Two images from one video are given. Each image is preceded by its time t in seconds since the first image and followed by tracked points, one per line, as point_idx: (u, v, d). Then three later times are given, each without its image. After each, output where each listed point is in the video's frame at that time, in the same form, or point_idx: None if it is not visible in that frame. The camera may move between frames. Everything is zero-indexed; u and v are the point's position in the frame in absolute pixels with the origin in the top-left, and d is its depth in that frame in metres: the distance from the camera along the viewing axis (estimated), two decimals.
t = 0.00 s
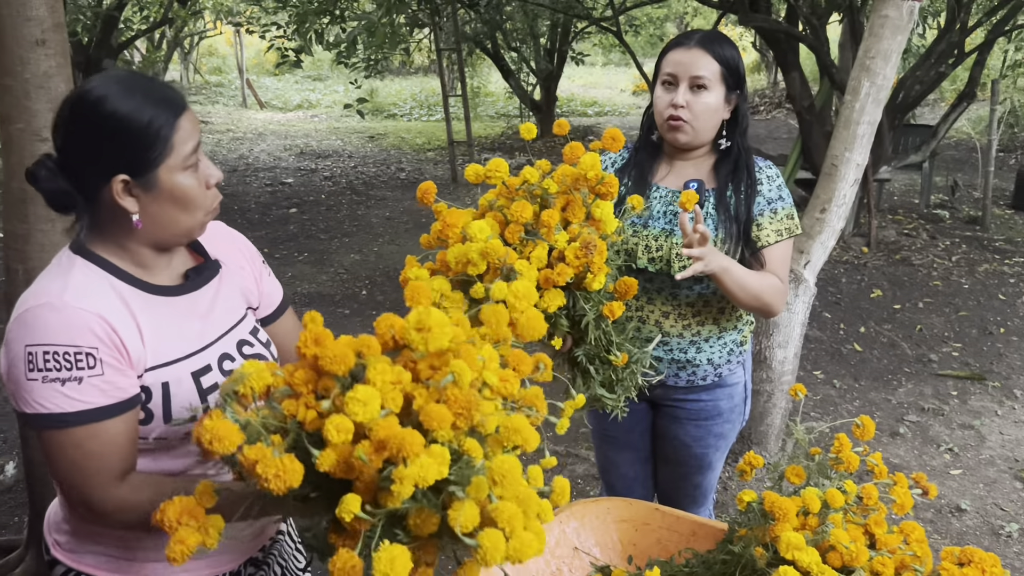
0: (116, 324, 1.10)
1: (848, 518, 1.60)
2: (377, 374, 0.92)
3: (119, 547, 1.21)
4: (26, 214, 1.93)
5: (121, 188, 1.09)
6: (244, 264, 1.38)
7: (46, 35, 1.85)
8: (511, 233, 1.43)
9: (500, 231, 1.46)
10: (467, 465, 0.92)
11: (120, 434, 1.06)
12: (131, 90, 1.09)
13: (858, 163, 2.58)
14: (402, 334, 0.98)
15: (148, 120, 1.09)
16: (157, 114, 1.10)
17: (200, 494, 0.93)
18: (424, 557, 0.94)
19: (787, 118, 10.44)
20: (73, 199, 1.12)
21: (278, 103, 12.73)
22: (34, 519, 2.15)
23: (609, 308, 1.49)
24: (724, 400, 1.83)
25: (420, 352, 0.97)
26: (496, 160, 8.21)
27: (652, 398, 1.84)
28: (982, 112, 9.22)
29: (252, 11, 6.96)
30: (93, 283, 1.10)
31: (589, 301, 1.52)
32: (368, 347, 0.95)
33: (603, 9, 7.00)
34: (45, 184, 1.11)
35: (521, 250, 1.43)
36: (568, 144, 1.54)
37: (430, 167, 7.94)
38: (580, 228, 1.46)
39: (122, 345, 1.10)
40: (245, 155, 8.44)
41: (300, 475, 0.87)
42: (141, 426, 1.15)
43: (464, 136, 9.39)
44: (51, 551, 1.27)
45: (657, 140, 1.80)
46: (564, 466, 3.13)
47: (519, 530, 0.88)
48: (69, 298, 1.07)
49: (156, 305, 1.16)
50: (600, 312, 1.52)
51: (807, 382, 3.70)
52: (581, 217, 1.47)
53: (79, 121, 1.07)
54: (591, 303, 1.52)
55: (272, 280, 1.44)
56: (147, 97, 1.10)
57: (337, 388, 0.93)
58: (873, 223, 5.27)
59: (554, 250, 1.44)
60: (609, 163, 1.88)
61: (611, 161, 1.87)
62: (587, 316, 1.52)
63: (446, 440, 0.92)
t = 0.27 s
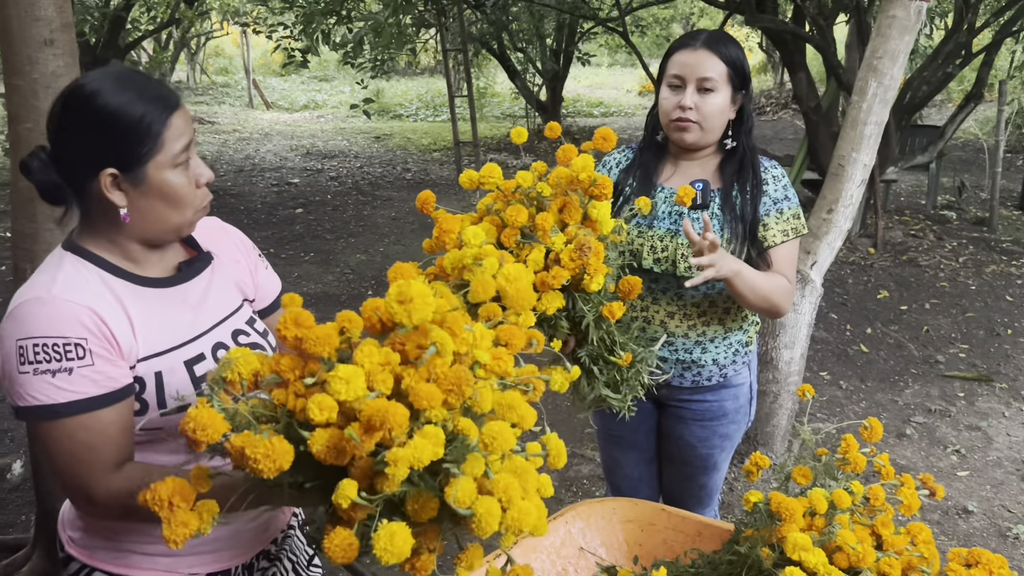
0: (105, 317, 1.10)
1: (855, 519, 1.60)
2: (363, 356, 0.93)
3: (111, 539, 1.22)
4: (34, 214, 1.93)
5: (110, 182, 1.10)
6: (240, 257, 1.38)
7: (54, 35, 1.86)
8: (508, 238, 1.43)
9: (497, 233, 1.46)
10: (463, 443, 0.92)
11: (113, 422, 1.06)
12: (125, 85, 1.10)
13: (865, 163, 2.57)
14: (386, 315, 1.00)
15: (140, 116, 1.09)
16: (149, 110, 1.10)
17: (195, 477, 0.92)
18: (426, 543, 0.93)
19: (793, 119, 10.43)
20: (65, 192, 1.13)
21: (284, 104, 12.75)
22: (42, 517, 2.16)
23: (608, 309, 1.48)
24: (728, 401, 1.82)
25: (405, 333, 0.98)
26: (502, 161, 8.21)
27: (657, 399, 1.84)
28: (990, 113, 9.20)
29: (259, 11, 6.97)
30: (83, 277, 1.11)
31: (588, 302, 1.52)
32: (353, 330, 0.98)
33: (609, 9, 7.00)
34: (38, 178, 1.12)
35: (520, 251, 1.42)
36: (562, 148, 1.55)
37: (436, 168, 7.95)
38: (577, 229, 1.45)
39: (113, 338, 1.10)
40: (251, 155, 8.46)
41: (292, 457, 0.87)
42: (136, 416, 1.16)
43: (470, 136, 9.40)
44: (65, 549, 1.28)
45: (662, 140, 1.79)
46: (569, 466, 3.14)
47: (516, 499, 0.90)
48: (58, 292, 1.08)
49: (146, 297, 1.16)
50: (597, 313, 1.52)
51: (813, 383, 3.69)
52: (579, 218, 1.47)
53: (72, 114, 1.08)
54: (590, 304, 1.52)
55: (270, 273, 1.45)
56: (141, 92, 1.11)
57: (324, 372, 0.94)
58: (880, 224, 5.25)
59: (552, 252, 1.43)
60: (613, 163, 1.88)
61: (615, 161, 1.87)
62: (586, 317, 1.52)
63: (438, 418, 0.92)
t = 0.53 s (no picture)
0: (106, 314, 1.10)
1: (862, 520, 1.60)
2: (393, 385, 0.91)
3: (125, 535, 1.23)
4: (43, 213, 1.94)
5: (109, 179, 1.10)
6: (241, 252, 1.39)
7: (62, 35, 1.86)
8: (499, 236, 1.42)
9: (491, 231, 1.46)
10: (484, 475, 0.94)
11: (121, 417, 1.07)
12: (126, 83, 1.11)
13: (872, 163, 2.57)
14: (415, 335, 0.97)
15: (140, 114, 1.10)
16: (149, 108, 1.11)
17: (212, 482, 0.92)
18: (439, 559, 0.97)
19: (799, 119, 10.41)
20: (65, 188, 1.13)
21: (291, 104, 12.79)
22: (50, 516, 2.17)
23: (604, 306, 1.47)
24: (734, 401, 1.82)
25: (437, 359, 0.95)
26: (508, 161, 8.22)
27: (662, 399, 1.84)
28: (997, 113, 9.17)
29: (266, 11, 6.99)
30: (84, 275, 1.11)
31: (581, 300, 1.50)
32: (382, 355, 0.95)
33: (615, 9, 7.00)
34: (40, 174, 1.13)
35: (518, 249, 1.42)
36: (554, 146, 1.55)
37: (442, 168, 7.96)
38: (568, 225, 1.45)
39: (115, 334, 1.10)
40: (258, 155, 8.48)
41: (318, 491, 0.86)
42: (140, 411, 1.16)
43: (476, 136, 9.41)
44: (82, 546, 1.29)
45: (668, 141, 1.79)
46: (575, 466, 3.14)
47: (536, 548, 0.87)
48: (57, 290, 1.08)
49: (146, 293, 1.17)
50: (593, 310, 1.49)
51: (819, 383, 3.69)
52: (572, 216, 1.47)
53: (73, 112, 1.09)
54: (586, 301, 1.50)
55: (272, 268, 1.45)
56: (141, 90, 1.11)
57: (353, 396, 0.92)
58: (886, 225, 5.24)
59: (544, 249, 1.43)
60: (618, 163, 1.88)
61: (620, 161, 1.88)
62: (579, 315, 1.50)
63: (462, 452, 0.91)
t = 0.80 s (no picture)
0: (115, 311, 1.10)
1: (867, 520, 1.60)
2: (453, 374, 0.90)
3: (132, 528, 1.23)
4: (49, 212, 1.95)
5: (122, 176, 1.11)
6: (253, 253, 1.39)
7: (69, 34, 1.87)
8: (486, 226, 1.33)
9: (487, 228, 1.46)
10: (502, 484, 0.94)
11: (128, 413, 1.06)
12: (142, 81, 1.11)
13: (878, 163, 2.56)
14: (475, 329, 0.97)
15: (153, 112, 1.10)
16: (164, 107, 1.11)
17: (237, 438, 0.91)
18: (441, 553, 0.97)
19: (805, 119, 10.39)
20: (78, 183, 1.14)
21: (296, 103, 12.81)
22: (56, 514, 2.18)
23: (587, 300, 1.34)
24: (738, 400, 1.82)
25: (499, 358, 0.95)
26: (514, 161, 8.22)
27: (666, 398, 1.84)
28: (1004, 113, 9.14)
29: (271, 11, 7.00)
30: (94, 271, 1.12)
31: (564, 291, 1.37)
32: (448, 343, 0.93)
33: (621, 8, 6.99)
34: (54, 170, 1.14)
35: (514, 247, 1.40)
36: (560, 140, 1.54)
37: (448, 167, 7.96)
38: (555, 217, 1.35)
39: (122, 331, 1.10)
40: (263, 155, 8.50)
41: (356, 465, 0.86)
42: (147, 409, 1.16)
43: (481, 136, 9.41)
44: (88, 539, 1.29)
45: (671, 141, 1.80)
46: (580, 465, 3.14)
47: (545, 563, 0.89)
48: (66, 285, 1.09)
49: (157, 292, 1.17)
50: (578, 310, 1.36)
51: (825, 384, 3.68)
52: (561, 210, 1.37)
53: (89, 108, 1.10)
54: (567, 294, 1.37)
55: (284, 270, 1.45)
56: (156, 88, 1.12)
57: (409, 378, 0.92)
58: (893, 225, 5.23)
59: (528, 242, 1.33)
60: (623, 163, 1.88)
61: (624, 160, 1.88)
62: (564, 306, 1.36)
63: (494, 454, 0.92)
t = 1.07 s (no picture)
0: (125, 305, 1.10)
1: (872, 520, 1.60)
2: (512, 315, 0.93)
3: (131, 524, 1.23)
4: (55, 210, 1.95)
5: (146, 169, 1.11)
6: (271, 255, 1.39)
7: (75, 32, 1.87)
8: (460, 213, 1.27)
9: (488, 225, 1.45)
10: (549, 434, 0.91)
11: (120, 410, 1.06)
12: (171, 78, 1.12)
13: (884, 163, 2.55)
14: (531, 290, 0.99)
15: (179, 108, 1.11)
16: (191, 105, 1.12)
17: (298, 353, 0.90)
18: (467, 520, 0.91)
19: (810, 119, 10.38)
20: (101, 177, 1.15)
21: (301, 102, 12.84)
22: (60, 511, 2.18)
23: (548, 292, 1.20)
24: (739, 401, 1.81)
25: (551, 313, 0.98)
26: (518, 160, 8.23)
27: (667, 396, 1.84)
28: (1010, 113, 9.12)
29: (276, 10, 7.01)
30: (108, 265, 1.12)
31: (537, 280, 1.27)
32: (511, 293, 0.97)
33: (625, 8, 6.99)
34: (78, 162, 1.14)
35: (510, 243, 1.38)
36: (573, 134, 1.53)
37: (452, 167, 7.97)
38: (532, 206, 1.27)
39: (133, 326, 1.10)
40: (269, 154, 8.52)
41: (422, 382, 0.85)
42: (155, 404, 1.16)
43: (485, 135, 9.42)
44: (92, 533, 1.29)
45: (674, 140, 1.80)
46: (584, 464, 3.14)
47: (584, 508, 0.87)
48: (80, 278, 1.09)
49: (174, 288, 1.18)
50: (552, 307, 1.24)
51: (830, 384, 3.67)
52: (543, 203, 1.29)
53: (115, 102, 1.10)
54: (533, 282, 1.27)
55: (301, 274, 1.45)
56: (184, 85, 1.13)
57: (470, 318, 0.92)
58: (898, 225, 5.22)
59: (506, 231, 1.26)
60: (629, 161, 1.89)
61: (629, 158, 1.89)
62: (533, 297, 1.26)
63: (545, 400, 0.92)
